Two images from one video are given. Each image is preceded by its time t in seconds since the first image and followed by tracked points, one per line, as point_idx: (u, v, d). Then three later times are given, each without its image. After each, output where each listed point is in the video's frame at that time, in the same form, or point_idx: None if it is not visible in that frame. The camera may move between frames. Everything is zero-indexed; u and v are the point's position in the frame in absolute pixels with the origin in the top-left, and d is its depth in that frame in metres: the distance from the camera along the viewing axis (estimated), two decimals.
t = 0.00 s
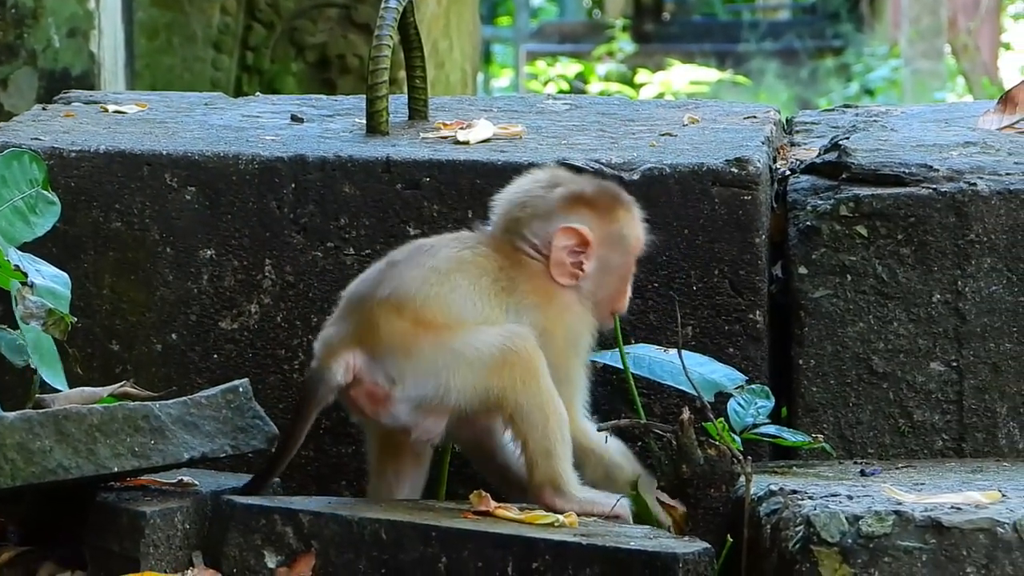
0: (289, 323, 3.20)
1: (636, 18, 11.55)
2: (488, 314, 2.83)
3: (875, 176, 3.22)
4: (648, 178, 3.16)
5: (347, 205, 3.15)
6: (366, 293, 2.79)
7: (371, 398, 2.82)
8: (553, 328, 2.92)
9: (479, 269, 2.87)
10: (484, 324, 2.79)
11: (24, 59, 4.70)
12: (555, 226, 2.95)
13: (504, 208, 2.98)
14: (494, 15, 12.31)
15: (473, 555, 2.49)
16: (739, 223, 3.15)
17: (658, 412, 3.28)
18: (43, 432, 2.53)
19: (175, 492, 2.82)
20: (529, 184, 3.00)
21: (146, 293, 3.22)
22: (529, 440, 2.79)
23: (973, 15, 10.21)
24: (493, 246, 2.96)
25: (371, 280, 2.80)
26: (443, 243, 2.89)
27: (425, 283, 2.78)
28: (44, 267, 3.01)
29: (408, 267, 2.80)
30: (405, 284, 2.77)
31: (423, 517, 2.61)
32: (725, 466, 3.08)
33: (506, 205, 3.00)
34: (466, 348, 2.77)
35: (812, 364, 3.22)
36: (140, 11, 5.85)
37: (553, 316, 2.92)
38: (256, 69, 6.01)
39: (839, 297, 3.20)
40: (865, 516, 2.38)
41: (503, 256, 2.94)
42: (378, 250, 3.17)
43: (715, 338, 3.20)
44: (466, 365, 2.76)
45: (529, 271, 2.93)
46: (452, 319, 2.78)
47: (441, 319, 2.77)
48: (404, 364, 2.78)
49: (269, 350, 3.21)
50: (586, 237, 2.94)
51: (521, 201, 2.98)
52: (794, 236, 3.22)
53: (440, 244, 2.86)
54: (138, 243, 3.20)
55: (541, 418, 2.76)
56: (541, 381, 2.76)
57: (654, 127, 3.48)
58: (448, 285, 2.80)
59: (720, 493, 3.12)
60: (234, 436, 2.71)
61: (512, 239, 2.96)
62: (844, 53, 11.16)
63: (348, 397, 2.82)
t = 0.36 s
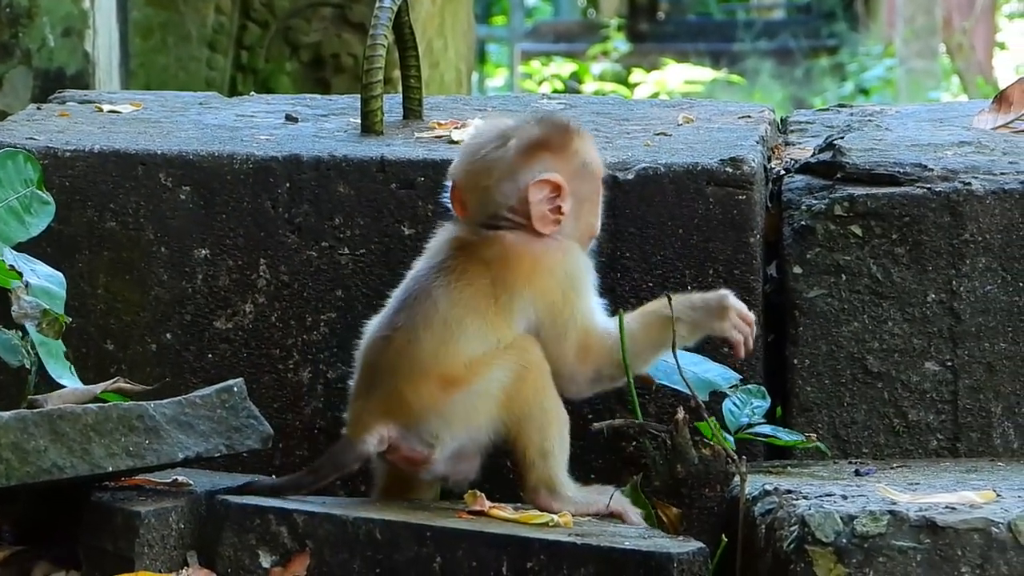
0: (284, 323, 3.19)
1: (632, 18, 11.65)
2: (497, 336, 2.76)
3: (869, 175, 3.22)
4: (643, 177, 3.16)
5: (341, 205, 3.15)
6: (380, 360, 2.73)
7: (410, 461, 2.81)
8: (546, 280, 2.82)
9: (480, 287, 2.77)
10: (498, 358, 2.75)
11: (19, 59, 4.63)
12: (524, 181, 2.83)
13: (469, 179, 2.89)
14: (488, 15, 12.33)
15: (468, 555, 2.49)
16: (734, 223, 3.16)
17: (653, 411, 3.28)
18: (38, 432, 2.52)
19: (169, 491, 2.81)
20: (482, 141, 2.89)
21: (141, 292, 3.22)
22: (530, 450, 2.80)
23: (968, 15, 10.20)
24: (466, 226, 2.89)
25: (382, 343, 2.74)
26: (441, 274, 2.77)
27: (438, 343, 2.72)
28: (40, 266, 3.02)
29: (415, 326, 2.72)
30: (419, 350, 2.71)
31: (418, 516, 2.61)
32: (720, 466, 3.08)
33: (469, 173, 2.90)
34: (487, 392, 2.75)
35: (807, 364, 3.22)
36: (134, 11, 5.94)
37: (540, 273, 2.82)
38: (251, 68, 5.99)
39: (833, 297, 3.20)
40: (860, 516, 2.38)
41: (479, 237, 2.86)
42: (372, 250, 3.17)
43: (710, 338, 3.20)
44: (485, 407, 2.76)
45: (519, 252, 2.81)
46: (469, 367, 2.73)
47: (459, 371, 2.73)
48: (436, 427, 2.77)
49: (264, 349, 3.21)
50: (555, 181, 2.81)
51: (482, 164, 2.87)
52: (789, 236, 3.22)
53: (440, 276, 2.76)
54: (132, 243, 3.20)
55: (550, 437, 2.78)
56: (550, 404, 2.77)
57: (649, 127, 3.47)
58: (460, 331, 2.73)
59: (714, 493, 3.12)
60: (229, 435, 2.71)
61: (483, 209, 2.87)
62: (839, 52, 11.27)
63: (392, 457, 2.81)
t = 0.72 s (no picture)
0: (280, 323, 3.19)
1: (628, 18, 11.57)
2: (559, 291, 2.87)
3: (866, 176, 3.22)
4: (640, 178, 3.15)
5: (338, 205, 3.15)
6: (451, 276, 2.78)
7: (420, 362, 2.85)
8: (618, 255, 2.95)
9: (557, 243, 2.84)
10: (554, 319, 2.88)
11: (15, 60, 4.66)
12: (625, 140, 2.93)
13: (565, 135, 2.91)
14: (486, 16, 12.31)
15: (464, 555, 2.48)
16: (731, 224, 3.17)
17: (650, 412, 3.27)
18: (34, 432, 2.51)
19: (166, 492, 2.81)
20: (571, 100, 2.92)
21: (137, 293, 3.22)
22: (538, 418, 2.91)
23: (965, 15, 10.32)
24: (545, 181, 2.93)
25: (455, 261, 2.79)
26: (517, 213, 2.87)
27: (511, 281, 2.80)
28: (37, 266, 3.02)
29: (498, 250, 2.80)
30: (489, 277, 2.78)
31: (414, 517, 2.60)
32: (716, 467, 3.09)
33: (560, 135, 2.91)
34: (527, 347, 2.86)
35: (803, 365, 3.22)
36: (130, 12, 5.91)
37: (612, 243, 2.93)
38: (248, 69, 6.01)
39: (830, 298, 3.20)
40: (856, 517, 2.38)
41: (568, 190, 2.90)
42: (369, 250, 3.17)
43: (706, 339, 3.20)
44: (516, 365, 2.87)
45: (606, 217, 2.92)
46: (528, 315, 2.83)
47: (515, 315, 2.83)
48: (462, 341, 2.83)
49: (260, 350, 3.21)
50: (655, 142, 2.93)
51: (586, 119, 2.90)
52: (785, 236, 3.22)
53: (523, 219, 2.85)
54: (129, 244, 3.20)
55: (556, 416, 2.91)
56: (576, 392, 2.90)
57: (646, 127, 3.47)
58: (531, 275, 2.82)
59: (711, 493, 3.13)
60: (226, 436, 2.71)
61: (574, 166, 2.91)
62: (834, 54, 11.30)
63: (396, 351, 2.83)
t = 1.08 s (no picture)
0: (282, 330, 3.19)
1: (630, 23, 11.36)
2: (534, 287, 2.89)
3: (868, 182, 3.22)
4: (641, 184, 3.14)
5: (339, 212, 3.15)
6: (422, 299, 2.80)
7: (420, 393, 2.82)
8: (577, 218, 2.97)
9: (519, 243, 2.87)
10: (536, 303, 2.90)
11: (17, 67, 4.58)
12: (555, 112, 2.98)
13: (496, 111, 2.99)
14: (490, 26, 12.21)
15: (466, 562, 2.48)
16: (732, 230, 3.14)
17: (652, 419, 3.26)
18: (36, 439, 2.51)
19: (168, 498, 2.81)
20: (502, 69, 2.99)
21: (139, 300, 3.22)
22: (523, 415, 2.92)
23: (966, 21, 10.19)
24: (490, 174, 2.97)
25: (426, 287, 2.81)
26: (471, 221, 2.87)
27: (486, 290, 2.82)
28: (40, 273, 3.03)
29: (465, 269, 2.81)
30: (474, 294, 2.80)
31: (417, 524, 2.60)
32: (718, 473, 3.08)
33: (485, 97, 3.00)
34: (515, 352, 2.86)
35: (805, 371, 3.23)
36: (132, 19, 5.90)
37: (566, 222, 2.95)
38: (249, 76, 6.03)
39: (832, 305, 3.20)
40: (858, 523, 2.38)
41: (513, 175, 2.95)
42: (371, 257, 3.16)
43: (708, 345, 3.19)
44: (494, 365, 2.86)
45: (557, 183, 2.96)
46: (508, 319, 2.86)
47: (500, 308, 2.85)
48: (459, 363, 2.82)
49: (262, 356, 3.21)
50: (585, 112, 2.99)
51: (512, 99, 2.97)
52: (787, 243, 3.22)
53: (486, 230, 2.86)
54: (131, 250, 3.20)
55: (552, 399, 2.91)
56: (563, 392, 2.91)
57: (647, 134, 3.48)
58: (512, 263, 2.85)
59: (713, 500, 3.10)
60: (228, 443, 2.71)
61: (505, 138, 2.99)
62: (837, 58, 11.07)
63: (394, 387, 2.80)
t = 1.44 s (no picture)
0: (286, 339, 3.19)
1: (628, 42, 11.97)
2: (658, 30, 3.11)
3: (871, 193, 3.23)
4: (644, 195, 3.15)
5: (343, 222, 3.16)
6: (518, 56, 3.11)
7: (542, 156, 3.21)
8: (687, 71, 3.19)
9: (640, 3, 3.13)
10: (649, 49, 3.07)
11: (20, 76, 4.70)
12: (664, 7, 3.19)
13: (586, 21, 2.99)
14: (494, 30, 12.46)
15: (470, 571, 2.41)
16: (736, 240, 3.15)
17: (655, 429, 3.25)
18: (40, 448, 2.50)
19: (171, 509, 2.79)
20: None
21: (142, 310, 3.21)
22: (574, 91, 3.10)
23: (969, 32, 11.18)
24: None
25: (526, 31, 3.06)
26: None
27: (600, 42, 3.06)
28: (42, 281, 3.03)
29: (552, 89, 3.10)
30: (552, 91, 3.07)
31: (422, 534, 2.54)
32: (723, 482, 2.96)
33: None
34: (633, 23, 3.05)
35: (809, 381, 3.22)
36: (136, 28, 6.09)
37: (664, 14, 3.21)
38: (253, 85, 6.24)
39: (835, 314, 3.20)
40: (862, 533, 2.37)
41: None
42: (375, 267, 3.17)
43: (711, 354, 3.19)
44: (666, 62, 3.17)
45: (668, 61, 3.09)
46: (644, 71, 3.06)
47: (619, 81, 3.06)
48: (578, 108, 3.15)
49: (266, 366, 3.21)
50: None
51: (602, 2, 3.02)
52: (790, 253, 3.22)
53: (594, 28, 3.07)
54: (134, 260, 3.20)
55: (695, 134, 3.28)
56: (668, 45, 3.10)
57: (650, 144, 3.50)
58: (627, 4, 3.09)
59: (717, 509, 2.98)
60: (232, 453, 2.71)
61: None
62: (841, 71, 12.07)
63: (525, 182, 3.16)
